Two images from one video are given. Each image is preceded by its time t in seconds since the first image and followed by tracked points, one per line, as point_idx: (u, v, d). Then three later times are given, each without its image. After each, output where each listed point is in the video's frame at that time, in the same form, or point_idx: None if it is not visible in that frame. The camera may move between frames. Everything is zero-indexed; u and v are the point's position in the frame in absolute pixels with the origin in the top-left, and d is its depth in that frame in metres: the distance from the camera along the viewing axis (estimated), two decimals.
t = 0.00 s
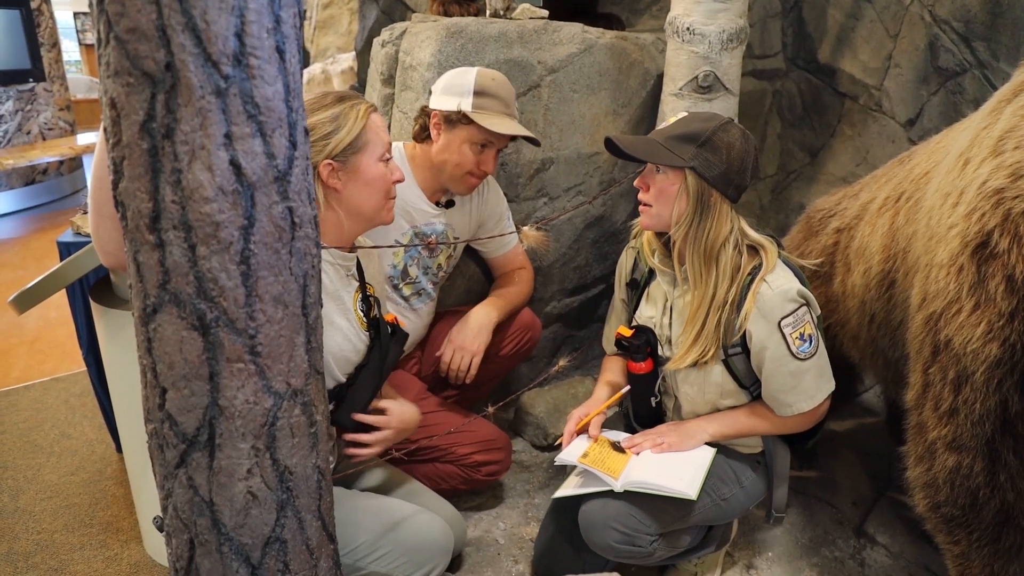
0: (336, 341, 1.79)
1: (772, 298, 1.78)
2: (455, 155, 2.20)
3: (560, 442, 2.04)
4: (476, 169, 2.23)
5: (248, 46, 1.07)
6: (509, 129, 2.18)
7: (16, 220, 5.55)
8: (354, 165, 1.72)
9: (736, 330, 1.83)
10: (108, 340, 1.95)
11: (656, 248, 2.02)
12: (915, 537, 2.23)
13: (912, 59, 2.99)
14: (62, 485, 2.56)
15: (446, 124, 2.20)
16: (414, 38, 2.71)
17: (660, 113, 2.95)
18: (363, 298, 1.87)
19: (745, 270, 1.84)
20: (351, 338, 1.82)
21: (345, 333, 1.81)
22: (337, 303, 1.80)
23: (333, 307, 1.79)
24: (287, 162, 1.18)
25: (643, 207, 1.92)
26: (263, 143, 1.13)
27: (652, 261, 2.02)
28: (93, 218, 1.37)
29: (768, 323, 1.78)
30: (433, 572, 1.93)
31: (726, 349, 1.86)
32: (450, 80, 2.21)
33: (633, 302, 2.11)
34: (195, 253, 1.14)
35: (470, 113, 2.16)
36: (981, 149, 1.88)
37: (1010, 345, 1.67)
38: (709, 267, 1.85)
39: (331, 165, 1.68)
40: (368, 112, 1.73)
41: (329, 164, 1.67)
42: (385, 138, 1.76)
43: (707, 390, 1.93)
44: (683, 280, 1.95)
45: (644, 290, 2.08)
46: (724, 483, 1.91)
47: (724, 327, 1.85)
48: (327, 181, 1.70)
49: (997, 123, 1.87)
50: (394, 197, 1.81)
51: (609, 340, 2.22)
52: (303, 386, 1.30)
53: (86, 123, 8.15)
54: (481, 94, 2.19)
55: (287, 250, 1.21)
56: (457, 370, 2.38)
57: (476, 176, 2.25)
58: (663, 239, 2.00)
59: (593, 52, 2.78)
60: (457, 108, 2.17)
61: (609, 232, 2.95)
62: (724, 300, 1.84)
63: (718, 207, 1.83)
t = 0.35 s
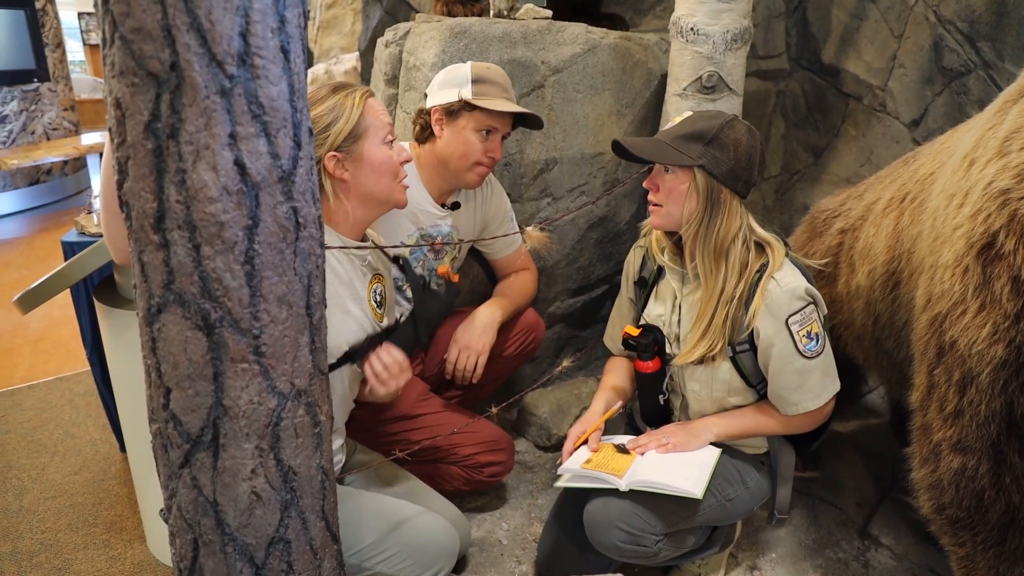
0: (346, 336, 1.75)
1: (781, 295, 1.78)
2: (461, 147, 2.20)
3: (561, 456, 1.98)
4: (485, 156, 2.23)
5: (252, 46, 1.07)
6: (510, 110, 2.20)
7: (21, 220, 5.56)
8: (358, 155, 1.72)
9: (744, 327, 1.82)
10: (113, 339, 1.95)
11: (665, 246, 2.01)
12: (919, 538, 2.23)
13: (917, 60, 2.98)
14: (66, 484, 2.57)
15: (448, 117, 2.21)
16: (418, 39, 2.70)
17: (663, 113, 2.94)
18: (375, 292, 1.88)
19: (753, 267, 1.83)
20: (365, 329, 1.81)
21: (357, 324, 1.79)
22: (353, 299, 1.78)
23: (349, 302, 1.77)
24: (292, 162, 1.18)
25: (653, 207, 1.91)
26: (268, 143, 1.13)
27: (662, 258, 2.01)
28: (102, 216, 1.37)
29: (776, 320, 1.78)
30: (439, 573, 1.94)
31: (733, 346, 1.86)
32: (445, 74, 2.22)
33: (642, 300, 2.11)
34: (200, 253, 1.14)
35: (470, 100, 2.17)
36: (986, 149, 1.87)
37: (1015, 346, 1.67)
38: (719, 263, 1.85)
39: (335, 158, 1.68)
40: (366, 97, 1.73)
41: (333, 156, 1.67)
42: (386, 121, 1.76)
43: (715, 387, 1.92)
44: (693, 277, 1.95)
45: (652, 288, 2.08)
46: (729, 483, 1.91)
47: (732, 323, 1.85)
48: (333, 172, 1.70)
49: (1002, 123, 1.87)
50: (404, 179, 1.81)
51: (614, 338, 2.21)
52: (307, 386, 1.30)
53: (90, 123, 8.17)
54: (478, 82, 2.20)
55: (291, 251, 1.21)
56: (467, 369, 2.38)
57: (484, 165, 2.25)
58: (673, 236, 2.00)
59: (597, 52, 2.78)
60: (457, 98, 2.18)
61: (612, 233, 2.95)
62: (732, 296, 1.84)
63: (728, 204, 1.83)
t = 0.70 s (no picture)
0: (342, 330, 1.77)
1: (781, 293, 1.77)
2: (460, 146, 2.19)
3: (563, 429, 2.01)
4: (484, 154, 2.22)
5: (250, 41, 1.07)
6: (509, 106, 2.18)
7: (19, 217, 5.55)
8: (369, 161, 1.72)
9: (745, 325, 1.82)
10: (111, 336, 1.94)
11: (665, 243, 2.01)
12: (918, 535, 2.23)
13: (916, 56, 2.97)
14: (65, 481, 2.56)
15: (447, 115, 2.20)
16: (417, 35, 2.69)
17: (663, 110, 2.94)
18: (371, 292, 1.87)
19: (754, 265, 1.83)
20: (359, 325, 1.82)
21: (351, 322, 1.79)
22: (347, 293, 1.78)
23: (343, 300, 1.77)
24: (290, 158, 1.17)
25: (653, 205, 1.91)
26: (265, 139, 1.13)
27: (662, 254, 2.01)
28: (101, 211, 1.36)
29: (776, 317, 1.77)
30: (438, 569, 1.94)
31: (734, 343, 1.85)
32: (444, 72, 2.22)
33: (642, 296, 2.11)
34: (197, 250, 1.13)
35: (468, 97, 2.16)
36: (986, 146, 1.87)
37: (1015, 343, 1.66)
38: (720, 262, 1.84)
39: (345, 161, 1.68)
40: (384, 105, 1.74)
41: (343, 159, 1.68)
42: (400, 131, 1.75)
43: (713, 386, 1.92)
44: (693, 274, 1.94)
45: (653, 284, 2.08)
46: (729, 480, 1.91)
47: (732, 321, 1.85)
48: (342, 175, 1.70)
49: (1003, 119, 1.86)
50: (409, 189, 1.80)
51: (613, 334, 2.22)
52: (305, 383, 1.30)
53: (89, 120, 8.16)
54: (477, 79, 2.19)
55: (289, 247, 1.21)
56: (464, 367, 2.36)
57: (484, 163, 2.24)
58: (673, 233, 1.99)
59: (596, 49, 2.77)
60: (456, 95, 2.18)
61: (612, 229, 2.94)
62: (733, 294, 1.83)
63: (728, 202, 1.83)
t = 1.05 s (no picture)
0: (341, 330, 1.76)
1: (781, 295, 1.77)
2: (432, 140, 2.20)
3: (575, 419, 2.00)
4: (456, 148, 2.16)
5: (250, 40, 1.06)
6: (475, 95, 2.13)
7: (20, 216, 5.55)
8: (370, 157, 1.70)
9: (745, 326, 1.82)
10: (112, 336, 1.94)
11: (665, 244, 2.00)
12: (921, 535, 2.22)
13: (919, 55, 2.96)
14: (66, 481, 2.56)
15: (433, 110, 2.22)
16: (418, 34, 2.69)
17: (665, 109, 2.93)
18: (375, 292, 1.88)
19: (753, 266, 1.82)
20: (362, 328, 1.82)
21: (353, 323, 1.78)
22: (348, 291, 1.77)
23: (343, 298, 1.76)
24: (291, 157, 1.17)
25: (654, 206, 1.91)
26: (266, 138, 1.12)
27: (661, 256, 2.01)
28: (99, 210, 1.36)
29: (777, 319, 1.77)
30: (441, 569, 1.94)
31: (734, 344, 1.85)
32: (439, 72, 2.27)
33: (641, 296, 2.10)
34: (198, 249, 1.13)
35: (443, 89, 2.16)
36: (991, 144, 1.86)
37: (1019, 342, 1.65)
38: (719, 264, 1.84)
39: (345, 157, 1.68)
40: (388, 104, 1.73)
41: (342, 155, 1.67)
42: (404, 131, 1.75)
43: (714, 387, 1.91)
44: (693, 275, 1.94)
45: (651, 285, 2.07)
46: (731, 481, 1.90)
47: (732, 322, 1.84)
48: (340, 171, 1.69)
49: (1007, 118, 1.85)
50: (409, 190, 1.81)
51: (614, 333, 2.21)
52: (306, 383, 1.29)
53: (91, 119, 8.17)
54: (457, 73, 2.17)
55: (290, 246, 1.20)
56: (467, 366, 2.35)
57: (460, 159, 2.18)
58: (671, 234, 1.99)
59: (598, 47, 2.76)
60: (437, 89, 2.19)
61: (613, 228, 2.93)
62: (732, 295, 1.83)
63: (729, 203, 1.82)
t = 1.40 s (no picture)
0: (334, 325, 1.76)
1: (779, 289, 1.75)
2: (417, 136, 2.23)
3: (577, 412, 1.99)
4: (440, 145, 2.16)
5: (244, 35, 1.05)
6: (451, 91, 2.12)
7: (19, 215, 5.54)
8: (355, 152, 1.68)
9: (742, 320, 1.81)
10: (110, 334, 1.93)
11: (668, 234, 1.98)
12: (921, 529, 2.22)
13: (919, 48, 2.95)
14: (66, 479, 2.55)
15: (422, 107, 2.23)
16: (415, 29, 2.67)
17: (664, 103, 2.92)
18: (370, 290, 1.89)
19: (751, 259, 1.82)
20: (360, 329, 1.82)
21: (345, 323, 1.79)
22: (342, 285, 1.78)
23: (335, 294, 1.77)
24: (286, 153, 1.16)
25: (665, 186, 1.87)
26: (260, 134, 1.11)
27: (663, 245, 1.98)
28: (91, 209, 1.35)
29: (774, 313, 1.76)
30: (441, 566, 1.94)
31: (731, 338, 1.84)
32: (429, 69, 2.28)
33: (640, 289, 2.09)
34: (193, 247, 1.12)
35: (427, 86, 2.16)
36: (991, 137, 1.85)
37: (1020, 336, 1.65)
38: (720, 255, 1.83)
39: (328, 150, 1.65)
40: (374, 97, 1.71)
41: (326, 149, 1.64)
42: (393, 125, 1.72)
43: (713, 381, 1.91)
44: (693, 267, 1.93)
45: (651, 277, 2.06)
46: (730, 476, 1.90)
47: (729, 316, 1.83)
48: (324, 165, 1.67)
49: (1007, 110, 1.84)
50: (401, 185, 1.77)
51: (613, 326, 2.21)
52: (304, 381, 1.29)
53: (88, 117, 8.15)
54: (441, 68, 2.17)
55: (286, 244, 1.19)
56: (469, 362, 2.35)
57: (445, 155, 2.17)
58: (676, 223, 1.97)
59: (596, 42, 2.75)
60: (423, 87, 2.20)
61: (612, 224, 2.93)
62: (730, 288, 1.82)
63: (742, 194, 1.81)
